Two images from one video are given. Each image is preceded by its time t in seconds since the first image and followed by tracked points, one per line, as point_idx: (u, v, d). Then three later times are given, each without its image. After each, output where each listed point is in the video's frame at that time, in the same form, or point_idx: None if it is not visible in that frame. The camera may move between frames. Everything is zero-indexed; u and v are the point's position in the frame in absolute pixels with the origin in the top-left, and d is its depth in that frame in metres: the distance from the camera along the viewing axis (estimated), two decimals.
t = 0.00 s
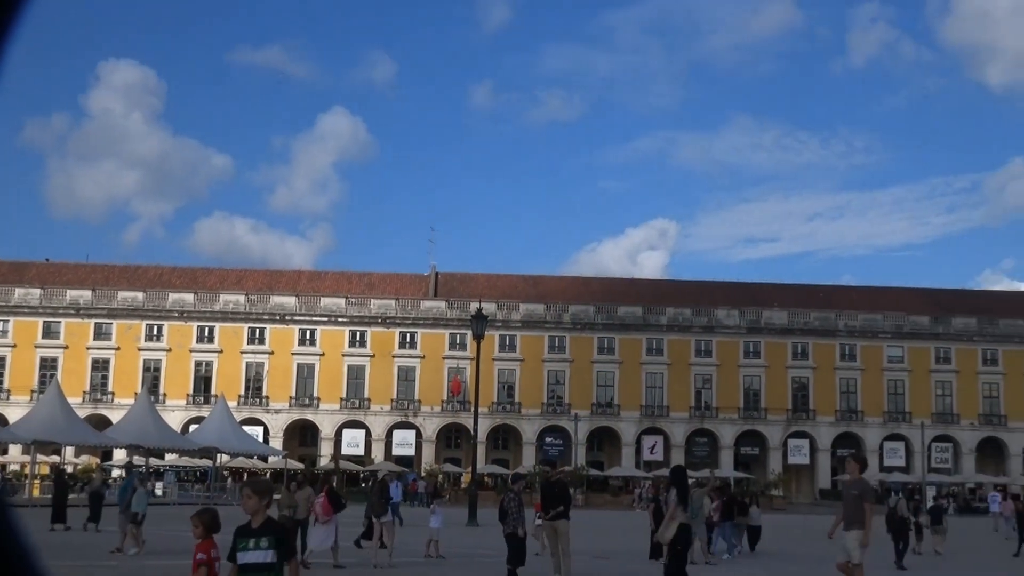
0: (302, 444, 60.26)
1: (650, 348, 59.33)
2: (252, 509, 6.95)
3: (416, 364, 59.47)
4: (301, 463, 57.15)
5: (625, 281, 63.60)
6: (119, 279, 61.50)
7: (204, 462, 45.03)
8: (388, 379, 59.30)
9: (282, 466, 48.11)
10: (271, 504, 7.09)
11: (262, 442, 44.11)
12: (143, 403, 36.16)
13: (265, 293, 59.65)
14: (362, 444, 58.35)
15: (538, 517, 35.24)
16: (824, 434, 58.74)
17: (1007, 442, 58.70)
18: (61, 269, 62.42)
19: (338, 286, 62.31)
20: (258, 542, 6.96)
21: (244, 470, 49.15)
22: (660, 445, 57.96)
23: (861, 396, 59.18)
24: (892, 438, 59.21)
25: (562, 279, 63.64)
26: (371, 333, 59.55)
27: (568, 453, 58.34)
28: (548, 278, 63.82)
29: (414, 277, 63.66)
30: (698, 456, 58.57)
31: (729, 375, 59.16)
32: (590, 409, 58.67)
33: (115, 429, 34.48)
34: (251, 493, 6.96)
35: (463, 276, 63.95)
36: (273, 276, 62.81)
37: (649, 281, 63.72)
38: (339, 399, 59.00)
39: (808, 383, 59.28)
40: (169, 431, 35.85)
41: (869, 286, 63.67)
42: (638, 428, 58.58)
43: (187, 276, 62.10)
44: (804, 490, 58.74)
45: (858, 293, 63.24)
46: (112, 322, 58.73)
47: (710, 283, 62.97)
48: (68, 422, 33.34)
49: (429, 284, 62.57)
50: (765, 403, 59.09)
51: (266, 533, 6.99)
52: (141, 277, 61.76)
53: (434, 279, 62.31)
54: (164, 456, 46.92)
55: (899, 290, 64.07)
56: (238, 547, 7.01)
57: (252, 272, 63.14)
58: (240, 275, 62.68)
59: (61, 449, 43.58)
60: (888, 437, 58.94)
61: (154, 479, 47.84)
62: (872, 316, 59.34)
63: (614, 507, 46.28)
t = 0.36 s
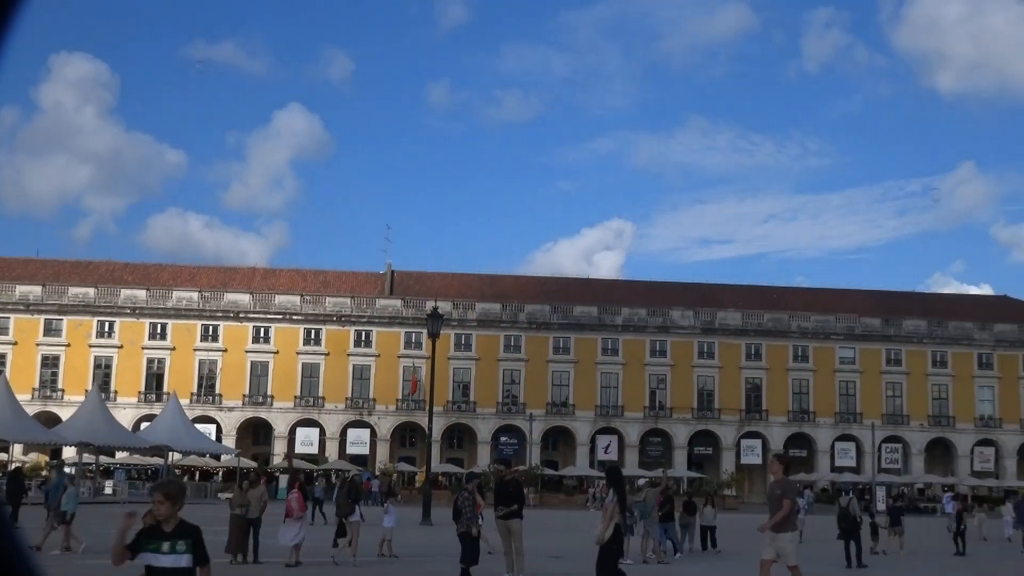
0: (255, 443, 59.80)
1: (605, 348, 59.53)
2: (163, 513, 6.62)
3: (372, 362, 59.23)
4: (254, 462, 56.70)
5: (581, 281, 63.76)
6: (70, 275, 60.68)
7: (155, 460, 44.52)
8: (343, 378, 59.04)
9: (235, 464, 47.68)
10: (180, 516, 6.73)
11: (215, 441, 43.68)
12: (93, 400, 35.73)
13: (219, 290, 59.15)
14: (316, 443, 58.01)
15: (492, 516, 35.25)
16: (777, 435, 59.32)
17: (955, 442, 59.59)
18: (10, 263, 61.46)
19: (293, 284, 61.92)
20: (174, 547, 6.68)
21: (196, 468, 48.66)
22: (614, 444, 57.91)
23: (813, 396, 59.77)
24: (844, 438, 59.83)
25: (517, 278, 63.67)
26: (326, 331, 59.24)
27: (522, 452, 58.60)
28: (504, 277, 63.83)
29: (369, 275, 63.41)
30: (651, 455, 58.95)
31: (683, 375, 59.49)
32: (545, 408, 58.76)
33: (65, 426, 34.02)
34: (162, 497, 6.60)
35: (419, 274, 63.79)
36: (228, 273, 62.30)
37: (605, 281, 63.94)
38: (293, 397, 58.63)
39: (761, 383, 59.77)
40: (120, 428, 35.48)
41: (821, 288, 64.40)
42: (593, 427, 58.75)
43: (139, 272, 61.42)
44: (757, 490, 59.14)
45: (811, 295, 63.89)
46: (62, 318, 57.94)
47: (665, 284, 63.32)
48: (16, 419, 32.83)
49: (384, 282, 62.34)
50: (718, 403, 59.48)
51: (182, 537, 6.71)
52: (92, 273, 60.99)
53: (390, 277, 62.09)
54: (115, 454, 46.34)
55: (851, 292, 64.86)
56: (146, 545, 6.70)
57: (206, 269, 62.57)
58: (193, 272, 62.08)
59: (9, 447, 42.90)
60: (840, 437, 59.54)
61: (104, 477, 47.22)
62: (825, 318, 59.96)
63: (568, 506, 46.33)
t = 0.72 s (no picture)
0: (207, 444, 59.25)
1: (560, 349, 59.64)
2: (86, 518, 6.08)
3: (325, 363, 58.89)
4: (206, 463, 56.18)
5: (536, 282, 63.83)
6: (18, 274, 59.78)
7: (105, 462, 43.98)
8: (296, 378, 58.66)
9: (187, 466, 47.21)
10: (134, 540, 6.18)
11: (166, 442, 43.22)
12: (41, 401, 35.21)
13: (171, 290, 58.52)
14: (269, 444, 57.52)
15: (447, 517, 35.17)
16: (729, 435, 59.68)
17: (905, 442, 60.38)
18: None
19: (246, 284, 61.41)
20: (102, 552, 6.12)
21: (147, 470, 48.12)
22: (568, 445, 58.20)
23: (766, 397, 60.28)
24: (795, 439, 60.40)
25: (472, 279, 63.60)
26: (279, 332, 58.81)
27: (476, 453, 58.45)
28: (459, 278, 63.73)
29: (323, 275, 63.05)
30: (606, 456, 59.12)
31: (637, 376, 59.76)
32: (500, 409, 58.77)
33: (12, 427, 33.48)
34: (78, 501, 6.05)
35: (374, 275, 63.52)
36: (180, 272, 61.65)
37: (560, 282, 64.07)
38: (246, 398, 58.16)
39: (714, 384, 60.17)
40: (69, 430, 34.98)
41: (773, 290, 65.01)
42: (547, 428, 58.84)
43: (90, 272, 60.63)
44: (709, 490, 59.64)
45: (764, 297, 64.48)
46: (10, 317, 57.04)
47: (620, 286, 63.57)
48: None
49: (339, 282, 61.99)
50: (672, 404, 59.80)
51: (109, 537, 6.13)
52: (41, 272, 60.11)
53: (344, 278, 61.75)
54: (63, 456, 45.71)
55: (803, 294, 65.54)
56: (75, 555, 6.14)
57: (158, 268, 61.89)
58: (144, 271, 61.37)
59: None
60: (791, 438, 60.10)
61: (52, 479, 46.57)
62: (777, 320, 60.52)
63: (522, 507, 46.39)
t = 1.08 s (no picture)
0: (160, 443, 58.68)
1: (517, 347, 59.66)
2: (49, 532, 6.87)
3: (281, 361, 58.51)
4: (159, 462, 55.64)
5: (494, 281, 63.79)
6: None
7: (56, 462, 43.37)
8: (252, 377, 58.24)
9: (140, 465, 46.69)
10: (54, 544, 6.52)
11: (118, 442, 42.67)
12: None
13: (124, 288, 57.84)
14: (224, 443, 57.04)
15: (404, 516, 35.12)
16: (685, 434, 59.99)
17: (858, 441, 61.07)
18: None
19: (201, 281, 60.84)
20: None
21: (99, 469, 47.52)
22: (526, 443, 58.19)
23: (721, 396, 60.71)
24: (750, 437, 60.88)
25: (430, 278, 63.43)
26: (235, 329, 58.31)
27: (433, 451, 58.34)
28: (417, 276, 63.54)
29: (279, 273, 62.60)
30: (562, 455, 59.29)
31: (594, 375, 59.92)
32: (457, 407, 58.70)
33: None
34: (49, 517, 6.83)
35: (330, 273, 63.17)
36: (133, 270, 60.97)
37: (517, 281, 64.13)
38: (200, 396, 57.65)
39: (670, 383, 60.48)
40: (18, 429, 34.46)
41: (729, 290, 65.47)
42: (504, 427, 58.90)
43: (41, 269, 59.80)
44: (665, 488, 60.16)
45: (719, 296, 64.95)
46: None
47: (577, 284, 63.74)
48: None
49: (295, 280, 61.57)
50: (628, 403, 60.04)
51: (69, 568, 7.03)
52: None
53: (300, 276, 61.35)
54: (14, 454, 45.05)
55: (758, 293, 66.11)
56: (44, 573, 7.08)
57: (111, 265, 61.16)
58: (97, 269, 60.63)
59: None
60: (746, 436, 60.56)
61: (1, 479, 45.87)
62: (733, 319, 60.94)
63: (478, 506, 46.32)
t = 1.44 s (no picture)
0: (115, 438, 58.09)
1: (476, 344, 59.61)
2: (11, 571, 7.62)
3: (238, 356, 58.08)
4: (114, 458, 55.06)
5: (454, 278, 63.70)
6: None
7: (8, 457, 42.77)
8: (208, 372, 57.78)
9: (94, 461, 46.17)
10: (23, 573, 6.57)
11: (71, 437, 42.13)
12: None
13: (79, 281, 57.13)
14: (180, 439, 56.54)
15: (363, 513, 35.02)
16: (643, 431, 60.26)
17: (813, 439, 61.65)
18: None
19: (158, 276, 60.25)
20: None
21: (52, 465, 46.93)
22: (484, 440, 57.98)
23: (679, 394, 61.05)
24: (707, 435, 61.25)
25: (390, 274, 63.22)
26: (191, 324, 57.79)
27: (391, 448, 58.18)
28: (376, 273, 63.29)
29: (237, 268, 62.12)
30: (521, 452, 59.39)
31: (553, 373, 60.02)
32: (415, 404, 58.61)
33: None
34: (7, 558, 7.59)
35: (289, 268, 62.78)
36: (88, 263, 60.25)
37: (477, 277, 64.08)
38: (156, 391, 57.13)
39: (629, 381, 60.69)
40: None
41: (687, 289, 65.83)
42: (462, 424, 58.86)
43: None
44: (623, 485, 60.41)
45: (677, 295, 65.27)
46: None
47: (536, 282, 63.83)
48: None
49: (253, 275, 61.13)
50: (587, 400, 60.21)
51: None
52: None
53: (258, 271, 60.90)
54: None
55: (716, 292, 66.54)
56: None
57: (66, 258, 60.41)
58: (51, 262, 59.86)
59: None
60: (704, 434, 60.95)
61: None
62: (691, 317, 61.26)
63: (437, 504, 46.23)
